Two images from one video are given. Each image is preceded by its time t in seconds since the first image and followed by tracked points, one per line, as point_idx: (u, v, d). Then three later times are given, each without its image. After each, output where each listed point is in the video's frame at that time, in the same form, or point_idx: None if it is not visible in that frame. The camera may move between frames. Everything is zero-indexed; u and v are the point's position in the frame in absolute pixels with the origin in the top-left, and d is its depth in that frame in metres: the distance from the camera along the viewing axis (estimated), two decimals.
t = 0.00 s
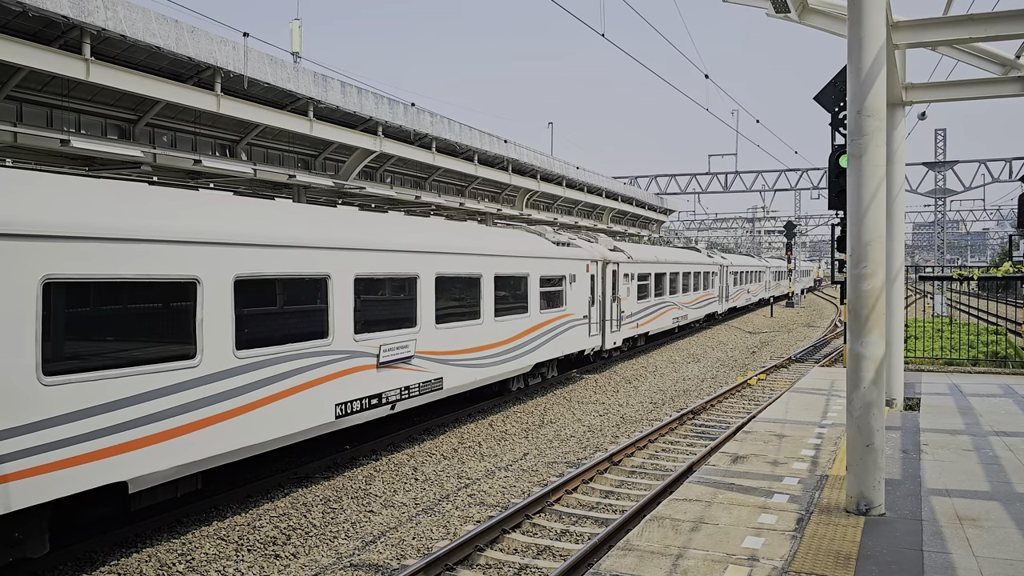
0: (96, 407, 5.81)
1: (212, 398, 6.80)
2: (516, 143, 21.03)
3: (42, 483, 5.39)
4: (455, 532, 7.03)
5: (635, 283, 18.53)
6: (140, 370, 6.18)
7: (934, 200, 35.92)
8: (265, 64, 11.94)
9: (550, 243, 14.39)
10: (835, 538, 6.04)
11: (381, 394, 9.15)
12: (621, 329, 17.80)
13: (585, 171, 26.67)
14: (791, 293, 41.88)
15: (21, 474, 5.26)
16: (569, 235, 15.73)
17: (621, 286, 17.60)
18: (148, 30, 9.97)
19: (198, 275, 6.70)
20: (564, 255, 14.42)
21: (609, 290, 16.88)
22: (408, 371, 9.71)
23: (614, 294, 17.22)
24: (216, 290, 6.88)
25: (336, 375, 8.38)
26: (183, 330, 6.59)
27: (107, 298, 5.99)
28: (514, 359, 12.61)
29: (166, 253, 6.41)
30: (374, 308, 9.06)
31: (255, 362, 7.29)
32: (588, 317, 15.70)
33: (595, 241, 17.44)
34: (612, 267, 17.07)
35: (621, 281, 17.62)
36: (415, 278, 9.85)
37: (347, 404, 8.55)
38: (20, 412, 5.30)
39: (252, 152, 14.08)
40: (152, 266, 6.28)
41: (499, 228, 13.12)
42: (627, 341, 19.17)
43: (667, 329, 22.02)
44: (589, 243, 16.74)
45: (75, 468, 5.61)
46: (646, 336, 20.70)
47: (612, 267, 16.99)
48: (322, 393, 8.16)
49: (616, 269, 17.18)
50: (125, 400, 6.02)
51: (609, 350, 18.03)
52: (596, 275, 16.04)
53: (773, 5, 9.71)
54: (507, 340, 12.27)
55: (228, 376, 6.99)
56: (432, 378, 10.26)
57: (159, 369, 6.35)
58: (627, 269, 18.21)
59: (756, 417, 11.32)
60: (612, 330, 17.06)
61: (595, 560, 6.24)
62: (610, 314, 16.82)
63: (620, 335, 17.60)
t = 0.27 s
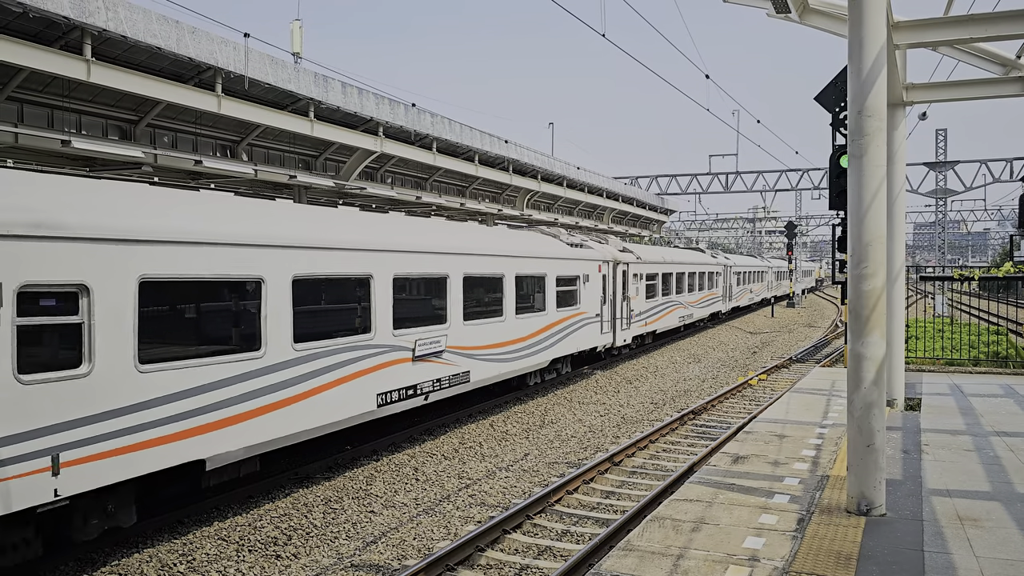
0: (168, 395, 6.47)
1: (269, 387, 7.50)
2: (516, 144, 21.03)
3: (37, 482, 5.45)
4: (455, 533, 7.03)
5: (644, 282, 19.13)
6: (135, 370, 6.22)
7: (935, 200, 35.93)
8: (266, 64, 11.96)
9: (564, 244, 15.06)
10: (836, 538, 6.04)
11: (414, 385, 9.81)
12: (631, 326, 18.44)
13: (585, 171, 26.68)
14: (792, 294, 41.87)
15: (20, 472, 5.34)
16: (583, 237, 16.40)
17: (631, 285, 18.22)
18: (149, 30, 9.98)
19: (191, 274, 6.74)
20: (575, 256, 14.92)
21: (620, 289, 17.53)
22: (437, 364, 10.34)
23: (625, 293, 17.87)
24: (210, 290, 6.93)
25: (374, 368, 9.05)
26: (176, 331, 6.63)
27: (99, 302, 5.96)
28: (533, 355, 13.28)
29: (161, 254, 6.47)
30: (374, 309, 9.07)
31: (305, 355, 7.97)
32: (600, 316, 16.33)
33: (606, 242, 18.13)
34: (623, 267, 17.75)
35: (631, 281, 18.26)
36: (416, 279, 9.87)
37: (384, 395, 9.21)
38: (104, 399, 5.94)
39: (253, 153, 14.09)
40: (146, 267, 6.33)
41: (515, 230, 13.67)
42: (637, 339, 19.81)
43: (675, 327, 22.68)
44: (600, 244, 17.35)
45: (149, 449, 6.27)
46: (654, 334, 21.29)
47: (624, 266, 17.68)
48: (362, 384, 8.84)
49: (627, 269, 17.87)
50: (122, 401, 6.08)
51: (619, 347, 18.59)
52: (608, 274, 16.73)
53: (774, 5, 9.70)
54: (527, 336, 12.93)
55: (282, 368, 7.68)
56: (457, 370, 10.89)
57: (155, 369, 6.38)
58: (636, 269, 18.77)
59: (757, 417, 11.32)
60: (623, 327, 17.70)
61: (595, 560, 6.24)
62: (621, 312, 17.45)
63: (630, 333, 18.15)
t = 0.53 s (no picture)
0: (242, 382, 7.18)
1: (324, 376, 8.21)
2: (518, 144, 21.05)
3: (36, 480, 5.42)
4: (457, 533, 7.03)
5: (652, 282, 19.82)
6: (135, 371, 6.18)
7: (936, 200, 35.91)
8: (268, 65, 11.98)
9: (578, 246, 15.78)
10: (838, 538, 6.04)
11: (445, 377, 10.49)
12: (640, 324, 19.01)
13: (587, 171, 26.69)
14: (793, 294, 41.88)
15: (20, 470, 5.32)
16: (595, 239, 17.08)
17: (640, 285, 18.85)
18: (150, 31, 9.99)
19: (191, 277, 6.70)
20: (585, 257, 15.40)
21: (630, 289, 18.20)
22: (464, 358, 10.97)
23: (635, 293, 18.54)
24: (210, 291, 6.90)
25: (412, 360, 9.74)
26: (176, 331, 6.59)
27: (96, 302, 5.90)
28: (551, 350, 13.94)
29: (161, 257, 6.44)
30: (376, 311, 9.08)
31: (353, 347, 8.68)
32: (610, 313, 16.95)
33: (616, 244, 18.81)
34: (633, 268, 18.39)
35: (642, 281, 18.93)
36: (417, 279, 9.88)
37: (421, 385, 9.91)
38: (188, 385, 6.65)
39: (255, 153, 14.11)
40: (145, 268, 6.28)
41: (531, 232, 14.29)
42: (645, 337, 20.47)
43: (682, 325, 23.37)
44: (610, 245, 17.97)
45: (227, 430, 6.99)
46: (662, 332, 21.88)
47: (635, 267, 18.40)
48: (401, 375, 9.54)
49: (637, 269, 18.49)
50: (122, 401, 6.06)
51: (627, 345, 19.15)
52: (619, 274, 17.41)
53: (775, 5, 9.70)
54: (545, 333, 13.60)
55: (334, 358, 8.38)
56: (481, 364, 11.50)
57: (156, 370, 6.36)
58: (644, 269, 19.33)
59: (758, 417, 11.33)
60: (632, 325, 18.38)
61: (598, 560, 6.24)
62: (630, 311, 18.05)
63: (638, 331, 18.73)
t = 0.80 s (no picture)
0: (299, 372, 7.91)
1: (360, 369, 8.82)
2: (519, 145, 21.06)
3: (32, 484, 5.42)
4: (458, 533, 7.03)
5: (660, 282, 20.42)
6: (131, 372, 6.15)
7: (937, 200, 35.90)
8: (268, 65, 11.99)
9: (591, 246, 16.32)
10: (839, 538, 6.04)
11: (472, 370, 11.16)
12: (649, 323, 19.48)
13: (588, 171, 26.68)
14: (795, 294, 41.89)
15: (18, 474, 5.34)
16: (606, 239, 17.60)
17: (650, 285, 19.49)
18: (151, 31, 10.00)
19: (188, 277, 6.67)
20: (595, 257, 15.81)
21: (641, 288, 18.81)
22: (489, 353, 11.64)
23: (645, 292, 19.10)
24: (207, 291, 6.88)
25: (443, 354, 10.44)
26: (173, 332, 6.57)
27: (90, 301, 5.87)
28: (568, 346, 14.60)
29: (158, 258, 6.42)
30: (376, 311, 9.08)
31: (394, 341, 9.40)
32: (621, 312, 17.43)
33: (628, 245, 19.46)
34: (642, 268, 18.87)
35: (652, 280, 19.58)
36: (417, 280, 9.89)
37: (451, 378, 10.61)
38: (256, 374, 7.39)
39: (256, 154, 14.12)
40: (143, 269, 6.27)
41: (545, 233, 14.76)
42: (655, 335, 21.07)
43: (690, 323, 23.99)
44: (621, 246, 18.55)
45: (288, 415, 7.73)
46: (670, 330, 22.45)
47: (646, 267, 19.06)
48: (434, 369, 10.24)
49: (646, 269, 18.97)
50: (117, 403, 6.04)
51: (637, 343, 19.70)
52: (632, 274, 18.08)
53: (776, 5, 9.70)
54: (563, 330, 14.25)
55: (374, 352, 9.06)
56: (505, 358, 12.17)
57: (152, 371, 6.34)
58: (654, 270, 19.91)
59: (759, 417, 11.34)
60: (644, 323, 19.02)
61: (599, 560, 6.26)
62: (640, 310, 18.53)
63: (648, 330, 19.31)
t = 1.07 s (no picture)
0: (347, 364, 8.67)
1: (400, 362, 9.59)
2: (519, 145, 21.05)
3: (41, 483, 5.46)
4: (458, 533, 7.03)
5: (667, 282, 21.02)
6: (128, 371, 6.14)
7: (938, 201, 35.88)
8: (269, 66, 12.00)
9: (601, 248, 16.95)
10: (840, 539, 6.03)
11: (495, 364, 11.89)
12: (655, 321, 20.13)
13: (589, 172, 26.68)
14: (795, 295, 41.89)
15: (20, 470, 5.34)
16: (615, 241, 18.25)
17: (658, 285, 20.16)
18: (151, 32, 10.01)
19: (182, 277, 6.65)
20: (604, 258, 16.30)
21: (649, 288, 19.45)
22: (511, 349, 12.40)
23: (652, 292, 19.75)
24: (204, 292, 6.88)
25: (471, 349, 11.20)
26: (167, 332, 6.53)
27: (174, 299, 6.59)
28: (581, 344, 15.26)
29: (155, 258, 6.42)
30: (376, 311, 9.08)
31: (427, 337, 10.13)
32: (630, 311, 18.08)
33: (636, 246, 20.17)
34: (650, 268, 19.48)
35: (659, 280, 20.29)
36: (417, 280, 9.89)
37: (478, 372, 11.35)
38: (312, 364, 8.14)
39: (257, 154, 14.12)
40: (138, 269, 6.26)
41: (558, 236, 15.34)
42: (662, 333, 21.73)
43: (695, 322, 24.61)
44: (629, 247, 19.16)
45: (340, 402, 8.51)
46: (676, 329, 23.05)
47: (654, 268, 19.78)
48: (462, 363, 10.98)
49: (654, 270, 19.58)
50: (159, 397, 6.41)
51: (644, 340, 20.30)
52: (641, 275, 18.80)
53: (777, 6, 9.69)
54: (577, 327, 14.91)
55: (411, 347, 9.82)
56: (524, 354, 12.87)
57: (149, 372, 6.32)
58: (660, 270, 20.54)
59: (760, 418, 11.35)
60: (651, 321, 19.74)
61: (600, 561, 6.26)
62: (647, 309, 19.15)
63: (655, 328, 19.93)
